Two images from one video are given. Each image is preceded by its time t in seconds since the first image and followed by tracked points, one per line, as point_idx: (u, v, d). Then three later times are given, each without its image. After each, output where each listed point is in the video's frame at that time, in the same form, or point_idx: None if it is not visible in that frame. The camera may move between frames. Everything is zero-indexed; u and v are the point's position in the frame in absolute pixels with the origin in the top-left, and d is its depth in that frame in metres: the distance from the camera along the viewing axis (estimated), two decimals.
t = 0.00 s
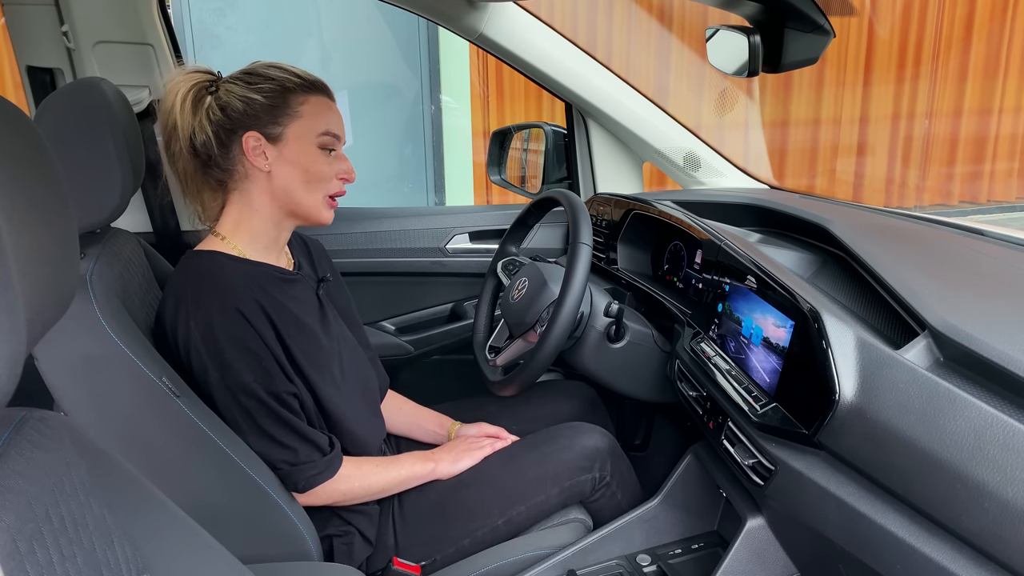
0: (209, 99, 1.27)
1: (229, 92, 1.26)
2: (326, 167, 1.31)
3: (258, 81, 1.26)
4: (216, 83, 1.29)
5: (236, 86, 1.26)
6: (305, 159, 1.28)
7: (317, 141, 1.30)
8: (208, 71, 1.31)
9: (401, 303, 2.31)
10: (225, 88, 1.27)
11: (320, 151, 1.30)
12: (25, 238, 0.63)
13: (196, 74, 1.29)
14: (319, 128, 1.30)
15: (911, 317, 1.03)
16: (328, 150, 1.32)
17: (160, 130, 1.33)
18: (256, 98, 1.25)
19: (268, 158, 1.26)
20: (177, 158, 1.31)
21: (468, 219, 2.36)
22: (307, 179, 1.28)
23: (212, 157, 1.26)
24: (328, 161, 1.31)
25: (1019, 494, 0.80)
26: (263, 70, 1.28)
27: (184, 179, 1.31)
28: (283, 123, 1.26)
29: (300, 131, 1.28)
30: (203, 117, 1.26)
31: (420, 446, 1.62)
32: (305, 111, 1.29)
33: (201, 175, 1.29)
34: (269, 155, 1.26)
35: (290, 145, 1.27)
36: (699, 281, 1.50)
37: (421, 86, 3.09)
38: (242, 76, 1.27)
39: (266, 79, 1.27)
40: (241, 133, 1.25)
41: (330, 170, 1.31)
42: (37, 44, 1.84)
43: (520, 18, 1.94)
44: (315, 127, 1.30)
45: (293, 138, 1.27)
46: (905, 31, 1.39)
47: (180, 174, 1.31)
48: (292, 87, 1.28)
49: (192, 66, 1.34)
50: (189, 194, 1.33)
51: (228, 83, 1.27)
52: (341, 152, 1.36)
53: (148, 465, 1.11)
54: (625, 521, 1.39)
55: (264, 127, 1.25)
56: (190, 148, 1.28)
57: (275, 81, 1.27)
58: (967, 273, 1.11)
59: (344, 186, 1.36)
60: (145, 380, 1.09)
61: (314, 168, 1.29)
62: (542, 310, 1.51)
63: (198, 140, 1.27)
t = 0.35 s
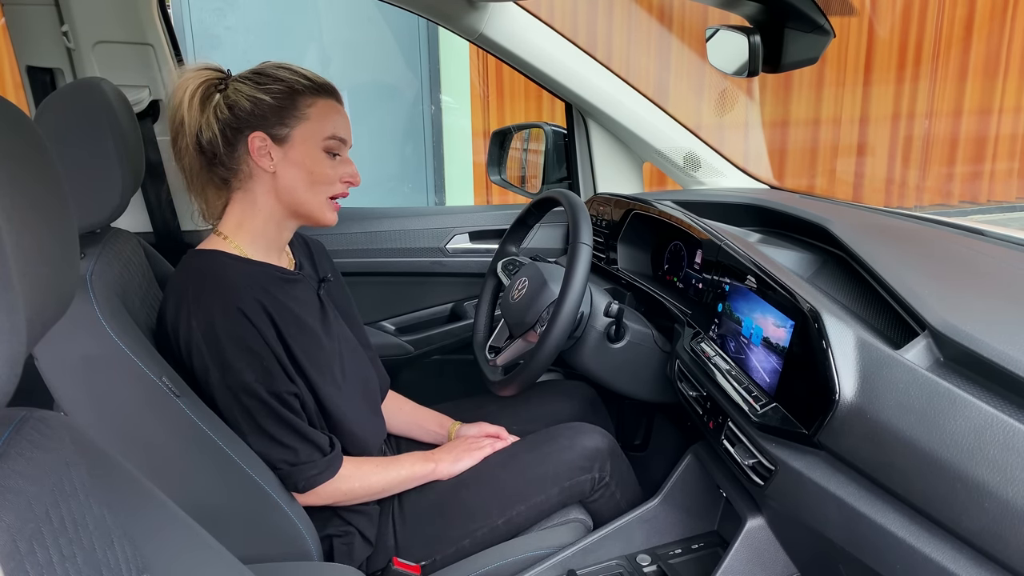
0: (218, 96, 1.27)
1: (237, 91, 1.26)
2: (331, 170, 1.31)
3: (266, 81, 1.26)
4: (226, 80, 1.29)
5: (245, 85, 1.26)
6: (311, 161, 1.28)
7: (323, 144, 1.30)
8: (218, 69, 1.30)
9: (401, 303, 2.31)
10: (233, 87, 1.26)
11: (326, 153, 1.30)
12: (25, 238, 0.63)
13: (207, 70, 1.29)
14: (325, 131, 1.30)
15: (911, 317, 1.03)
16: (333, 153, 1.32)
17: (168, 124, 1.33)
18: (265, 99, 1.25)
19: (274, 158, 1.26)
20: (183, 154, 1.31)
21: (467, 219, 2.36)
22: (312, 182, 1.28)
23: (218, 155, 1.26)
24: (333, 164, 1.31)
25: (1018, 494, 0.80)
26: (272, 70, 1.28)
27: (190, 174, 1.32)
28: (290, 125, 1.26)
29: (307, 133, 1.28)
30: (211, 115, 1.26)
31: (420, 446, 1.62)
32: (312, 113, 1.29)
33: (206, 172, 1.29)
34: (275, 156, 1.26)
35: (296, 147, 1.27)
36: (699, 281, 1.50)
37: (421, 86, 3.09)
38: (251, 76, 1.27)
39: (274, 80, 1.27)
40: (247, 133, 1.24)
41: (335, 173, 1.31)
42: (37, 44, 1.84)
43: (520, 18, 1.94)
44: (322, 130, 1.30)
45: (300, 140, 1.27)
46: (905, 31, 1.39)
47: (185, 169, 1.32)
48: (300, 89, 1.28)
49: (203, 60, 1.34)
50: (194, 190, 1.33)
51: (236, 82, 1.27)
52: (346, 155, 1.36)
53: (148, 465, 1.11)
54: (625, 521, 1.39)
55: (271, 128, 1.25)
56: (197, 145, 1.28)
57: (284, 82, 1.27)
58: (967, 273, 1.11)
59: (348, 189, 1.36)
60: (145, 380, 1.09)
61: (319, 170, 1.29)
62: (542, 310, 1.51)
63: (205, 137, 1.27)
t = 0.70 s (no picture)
0: (217, 95, 1.27)
1: (236, 92, 1.25)
2: (330, 171, 1.31)
3: (265, 82, 1.26)
4: (225, 79, 1.28)
5: (244, 85, 1.26)
6: (310, 163, 1.28)
7: (321, 145, 1.30)
8: (217, 68, 1.30)
9: (401, 303, 2.31)
10: (232, 87, 1.26)
11: (324, 154, 1.30)
12: (25, 238, 0.63)
13: (206, 69, 1.29)
14: (324, 132, 1.30)
15: (911, 317, 1.03)
16: (332, 154, 1.32)
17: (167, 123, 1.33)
18: (264, 100, 1.24)
19: (272, 159, 1.26)
20: (182, 153, 1.31)
21: (467, 219, 2.36)
22: (311, 182, 1.28)
23: (216, 155, 1.26)
24: (332, 165, 1.31)
25: (1018, 494, 0.80)
26: (271, 71, 1.28)
27: (189, 173, 1.32)
28: (289, 126, 1.26)
29: (306, 134, 1.28)
30: (210, 114, 1.26)
31: (420, 446, 1.62)
32: (311, 114, 1.29)
33: (205, 172, 1.29)
34: (273, 157, 1.26)
35: (295, 148, 1.27)
36: (699, 281, 1.50)
37: (421, 86, 3.10)
38: (250, 76, 1.27)
39: (273, 80, 1.27)
40: (246, 133, 1.24)
41: (334, 174, 1.31)
42: (37, 44, 1.84)
43: (521, 18, 1.94)
44: (321, 131, 1.30)
45: (299, 141, 1.27)
46: (905, 31, 1.39)
47: (185, 167, 1.32)
48: (299, 89, 1.28)
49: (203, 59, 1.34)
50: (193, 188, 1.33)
51: (235, 82, 1.26)
52: (344, 156, 1.36)
53: (148, 465, 1.11)
54: (625, 521, 1.39)
55: (269, 129, 1.25)
56: (195, 144, 1.28)
57: (283, 83, 1.27)
58: (967, 273, 1.11)
59: (346, 190, 1.36)
60: (145, 380, 1.09)
61: (318, 171, 1.29)
62: (542, 310, 1.51)
63: (204, 136, 1.27)
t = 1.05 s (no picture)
0: (218, 94, 1.27)
1: (236, 91, 1.25)
2: (330, 174, 1.31)
3: (266, 83, 1.26)
4: (227, 78, 1.28)
5: (245, 85, 1.25)
6: (310, 165, 1.28)
7: (321, 147, 1.29)
8: (219, 66, 1.29)
9: (401, 303, 2.31)
10: (233, 87, 1.26)
11: (324, 157, 1.30)
12: (26, 238, 0.63)
13: (208, 68, 1.28)
14: (324, 134, 1.29)
15: (911, 317, 1.03)
16: (332, 156, 1.31)
17: (168, 120, 1.32)
18: (265, 101, 1.24)
19: (272, 161, 1.26)
20: (182, 150, 1.31)
21: (467, 219, 2.36)
22: (310, 185, 1.28)
23: (216, 154, 1.26)
24: (332, 168, 1.31)
25: (1018, 494, 0.80)
26: (272, 71, 1.27)
27: (188, 170, 1.32)
28: (289, 128, 1.26)
29: (307, 137, 1.27)
30: (211, 113, 1.26)
31: (420, 446, 1.62)
32: (312, 116, 1.28)
33: (205, 170, 1.29)
34: (273, 159, 1.26)
35: (294, 150, 1.26)
36: (699, 281, 1.50)
37: (421, 86, 3.10)
38: (251, 76, 1.26)
39: (274, 81, 1.26)
40: (246, 134, 1.24)
41: (333, 177, 1.31)
42: (37, 44, 1.84)
43: (521, 18, 1.94)
44: (321, 133, 1.29)
45: (299, 143, 1.27)
46: (905, 31, 1.39)
47: (185, 165, 1.32)
48: (300, 91, 1.28)
49: (205, 57, 1.33)
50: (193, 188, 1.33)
51: (236, 81, 1.26)
52: (344, 157, 1.35)
53: (148, 465, 1.11)
54: (625, 521, 1.38)
55: (269, 130, 1.24)
56: (195, 143, 1.28)
57: (285, 84, 1.26)
58: (967, 273, 1.11)
59: (345, 193, 1.36)
60: (145, 380, 1.09)
61: (317, 174, 1.29)
62: (542, 310, 1.51)
63: (204, 135, 1.27)
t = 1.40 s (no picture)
0: (218, 94, 1.26)
1: (236, 92, 1.25)
2: (330, 175, 1.30)
3: (266, 83, 1.25)
4: (227, 77, 1.28)
5: (245, 86, 1.25)
6: (309, 166, 1.28)
7: (321, 149, 1.29)
8: (219, 65, 1.29)
9: (401, 303, 2.31)
10: (232, 87, 1.26)
11: (324, 158, 1.29)
12: (25, 238, 0.63)
13: (209, 68, 1.28)
14: (324, 135, 1.29)
15: (911, 317, 1.03)
16: (332, 157, 1.31)
17: (169, 120, 1.33)
18: (264, 102, 1.24)
19: (272, 162, 1.26)
20: (183, 150, 1.31)
21: (467, 219, 2.36)
22: (310, 186, 1.28)
23: (216, 154, 1.26)
24: (332, 169, 1.31)
25: (1018, 494, 0.80)
26: (272, 72, 1.27)
27: (189, 170, 1.32)
28: (288, 129, 1.26)
29: (306, 137, 1.27)
30: (211, 113, 1.26)
31: (420, 446, 1.62)
32: (312, 117, 1.28)
33: (205, 170, 1.30)
34: (273, 160, 1.26)
35: (294, 151, 1.26)
36: (699, 281, 1.50)
37: (421, 86, 3.10)
38: (250, 76, 1.26)
39: (274, 81, 1.26)
40: (245, 135, 1.24)
41: (333, 178, 1.31)
42: (37, 44, 1.84)
43: (521, 18, 1.94)
44: (321, 134, 1.29)
45: (298, 144, 1.26)
46: (905, 31, 1.39)
47: (186, 165, 1.32)
48: (300, 92, 1.27)
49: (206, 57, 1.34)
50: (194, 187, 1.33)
51: (236, 82, 1.26)
52: (345, 158, 1.35)
53: (148, 465, 1.11)
54: (625, 521, 1.38)
55: (268, 131, 1.24)
56: (196, 143, 1.29)
57: (284, 85, 1.26)
58: (967, 273, 1.11)
59: (346, 194, 1.35)
60: (145, 380, 1.09)
61: (317, 175, 1.29)
62: (542, 310, 1.51)
63: (205, 136, 1.27)
